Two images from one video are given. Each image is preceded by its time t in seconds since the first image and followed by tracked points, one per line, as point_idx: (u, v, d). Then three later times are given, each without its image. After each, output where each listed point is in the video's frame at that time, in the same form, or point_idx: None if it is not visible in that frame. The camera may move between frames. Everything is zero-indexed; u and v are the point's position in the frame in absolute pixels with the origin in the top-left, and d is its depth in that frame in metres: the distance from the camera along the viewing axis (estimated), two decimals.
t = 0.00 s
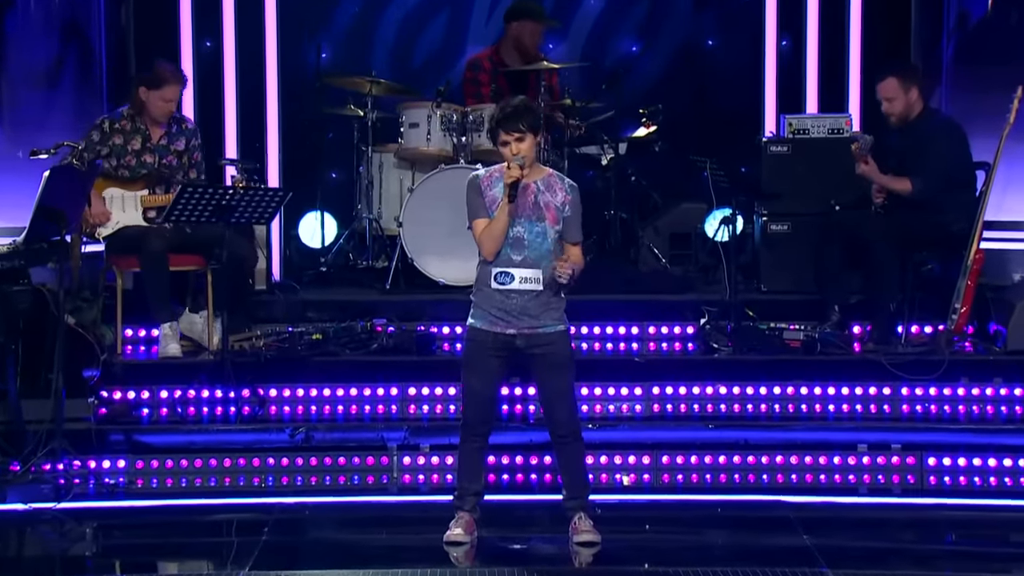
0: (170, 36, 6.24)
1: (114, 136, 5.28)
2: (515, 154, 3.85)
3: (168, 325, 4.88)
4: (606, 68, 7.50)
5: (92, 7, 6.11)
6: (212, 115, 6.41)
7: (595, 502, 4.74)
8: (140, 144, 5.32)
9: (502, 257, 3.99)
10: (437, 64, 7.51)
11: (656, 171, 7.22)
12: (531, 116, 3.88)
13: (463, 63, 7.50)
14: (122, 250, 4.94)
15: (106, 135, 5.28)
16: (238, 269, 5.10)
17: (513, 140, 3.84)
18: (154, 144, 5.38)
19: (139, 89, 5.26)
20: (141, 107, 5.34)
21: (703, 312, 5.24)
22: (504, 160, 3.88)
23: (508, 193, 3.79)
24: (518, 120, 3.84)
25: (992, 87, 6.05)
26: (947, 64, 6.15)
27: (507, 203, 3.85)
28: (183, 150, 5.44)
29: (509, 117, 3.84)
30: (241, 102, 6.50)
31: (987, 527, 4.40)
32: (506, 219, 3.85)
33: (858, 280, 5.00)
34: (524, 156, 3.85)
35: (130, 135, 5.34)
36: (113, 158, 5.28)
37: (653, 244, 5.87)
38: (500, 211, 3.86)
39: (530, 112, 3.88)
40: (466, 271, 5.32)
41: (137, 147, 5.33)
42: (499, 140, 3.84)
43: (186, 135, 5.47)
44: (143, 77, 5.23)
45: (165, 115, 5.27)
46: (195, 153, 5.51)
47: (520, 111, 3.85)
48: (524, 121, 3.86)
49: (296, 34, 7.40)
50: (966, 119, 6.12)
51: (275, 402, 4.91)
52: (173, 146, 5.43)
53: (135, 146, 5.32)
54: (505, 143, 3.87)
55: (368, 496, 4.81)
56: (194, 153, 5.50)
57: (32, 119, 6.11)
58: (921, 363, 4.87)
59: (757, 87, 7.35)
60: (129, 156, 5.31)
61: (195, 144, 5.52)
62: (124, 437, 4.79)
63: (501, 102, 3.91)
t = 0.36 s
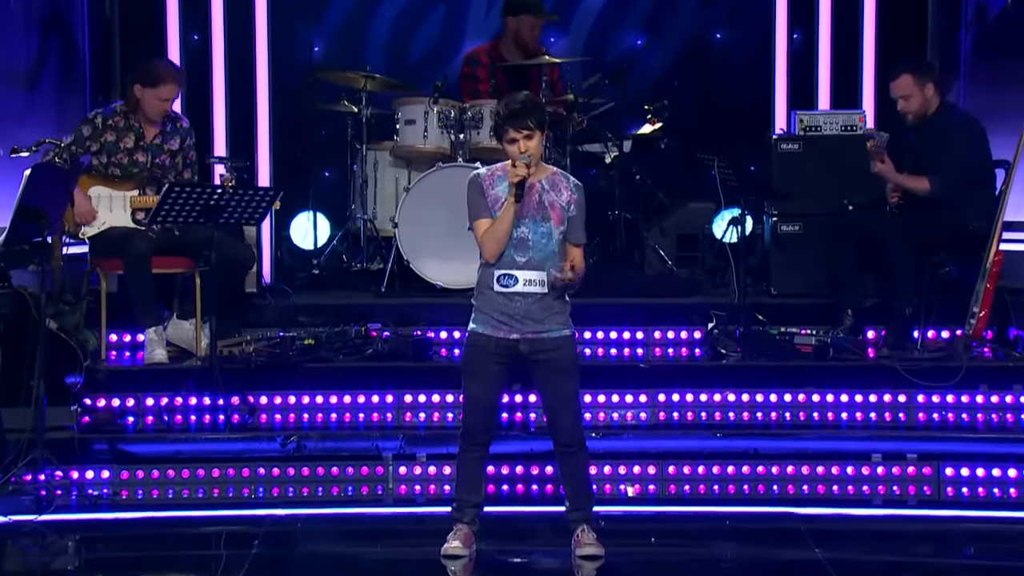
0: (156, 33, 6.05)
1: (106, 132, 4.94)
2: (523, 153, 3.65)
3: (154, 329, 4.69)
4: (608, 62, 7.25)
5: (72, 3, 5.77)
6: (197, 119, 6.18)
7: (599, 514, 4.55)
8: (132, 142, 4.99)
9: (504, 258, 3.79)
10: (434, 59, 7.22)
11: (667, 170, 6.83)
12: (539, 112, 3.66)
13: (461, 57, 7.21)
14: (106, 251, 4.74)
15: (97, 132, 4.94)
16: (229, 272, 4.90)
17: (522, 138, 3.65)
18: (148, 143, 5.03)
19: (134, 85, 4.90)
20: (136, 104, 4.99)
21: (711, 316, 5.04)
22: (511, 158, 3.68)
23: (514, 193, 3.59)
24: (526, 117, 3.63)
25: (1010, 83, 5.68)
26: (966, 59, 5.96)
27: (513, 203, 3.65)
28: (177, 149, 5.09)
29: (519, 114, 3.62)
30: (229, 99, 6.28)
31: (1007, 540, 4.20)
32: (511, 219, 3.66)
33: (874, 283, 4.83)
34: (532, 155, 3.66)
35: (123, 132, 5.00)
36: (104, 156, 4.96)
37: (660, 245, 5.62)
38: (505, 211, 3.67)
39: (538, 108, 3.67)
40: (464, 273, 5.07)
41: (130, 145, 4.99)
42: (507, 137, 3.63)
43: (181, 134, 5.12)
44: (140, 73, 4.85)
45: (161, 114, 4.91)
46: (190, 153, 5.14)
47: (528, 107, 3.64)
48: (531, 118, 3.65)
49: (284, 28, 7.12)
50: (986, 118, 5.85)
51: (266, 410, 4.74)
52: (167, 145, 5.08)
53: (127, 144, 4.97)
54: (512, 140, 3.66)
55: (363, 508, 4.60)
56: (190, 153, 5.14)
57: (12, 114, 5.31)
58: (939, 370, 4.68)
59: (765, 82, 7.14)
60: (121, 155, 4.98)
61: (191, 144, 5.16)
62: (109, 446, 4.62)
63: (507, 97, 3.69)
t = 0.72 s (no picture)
0: (141, 27, 5.75)
1: (88, 130, 4.74)
2: (515, 150, 3.44)
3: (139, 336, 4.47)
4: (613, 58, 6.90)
5: None
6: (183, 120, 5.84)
7: (603, 529, 4.34)
8: (116, 141, 4.80)
9: (498, 262, 3.60)
10: (430, 56, 6.89)
11: (668, 169, 6.74)
12: (534, 110, 3.48)
13: (459, 53, 6.89)
14: (87, 255, 4.52)
15: (79, 129, 4.74)
16: (214, 278, 4.64)
17: (514, 134, 3.44)
18: (132, 141, 4.85)
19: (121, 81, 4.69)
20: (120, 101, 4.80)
21: (719, 323, 4.77)
22: (503, 156, 3.48)
23: (506, 193, 3.40)
24: (519, 113, 3.44)
25: None
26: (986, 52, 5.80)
27: (505, 205, 3.47)
28: (161, 148, 4.90)
29: (513, 110, 3.43)
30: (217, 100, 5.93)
31: None
32: (503, 222, 3.48)
33: (889, 287, 4.59)
34: (525, 153, 3.46)
35: (106, 130, 4.80)
36: (85, 154, 4.77)
37: (666, 248, 5.45)
38: (497, 213, 3.49)
39: (532, 105, 3.48)
40: (460, 278, 4.81)
41: (113, 143, 4.81)
42: (499, 134, 3.44)
43: (165, 132, 4.92)
44: (127, 69, 4.64)
45: (150, 111, 4.70)
46: (175, 152, 4.95)
47: (522, 104, 3.46)
48: (524, 114, 3.46)
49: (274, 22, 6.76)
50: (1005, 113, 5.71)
51: (256, 420, 4.51)
52: (151, 144, 4.89)
53: (110, 142, 4.79)
54: (504, 138, 3.46)
55: (357, 522, 4.41)
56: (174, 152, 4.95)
57: None
58: (959, 377, 4.48)
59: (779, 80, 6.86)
60: (103, 153, 4.79)
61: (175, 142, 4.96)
62: (91, 458, 4.48)
63: (501, 94, 3.51)
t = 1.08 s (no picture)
0: (124, 25, 5.55)
1: (71, 127, 4.55)
2: (520, 150, 3.26)
3: (122, 344, 4.28)
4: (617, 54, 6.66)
5: None
6: (169, 120, 5.63)
7: (607, 546, 4.13)
8: (101, 139, 4.61)
9: (505, 268, 3.40)
10: (426, 52, 6.64)
11: (675, 174, 6.46)
12: (539, 106, 3.28)
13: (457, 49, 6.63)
14: (67, 260, 4.33)
15: (63, 126, 4.55)
16: (200, 284, 4.39)
17: (520, 133, 3.25)
18: (117, 141, 4.65)
19: (111, 77, 4.47)
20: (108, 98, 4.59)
21: (729, 331, 4.56)
22: (508, 156, 3.29)
23: (511, 196, 3.20)
24: (523, 111, 3.24)
25: None
26: (1007, 47, 5.64)
27: (511, 207, 3.25)
28: (148, 150, 4.70)
29: (517, 109, 3.24)
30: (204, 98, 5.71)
31: None
32: (510, 225, 3.26)
33: (908, 294, 4.40)
34: (530, 153, 3.27)
35: (91, 128, 4.61)
36: (68, 152, 4.59)
37: (673, 253, 5.17)
38: (502, 216, 3.27)
39: (536, 103, 3.28)
40: (459, 284, 4.58)
41: (98, 142, 4.62)
42: (503, 134, 3.24)
43: (153, 133, 4.72)
44: (118, 65, 4.42)
45: (141, 110, 4.49)
46: (162, 155, 4.75)
47: (526, 103, 3.24)
48: (529, 112, 3.26)
49: (265, 18, 6.50)
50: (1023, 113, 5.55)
51: (244, 432, 4.32)
52: (138, 144, 4.69)
53: (94, 141, 4.60)
54: (509, 137, 3.27)
55: (351, 539, 4.21)
56: (162, 154, 4.74)
57: None
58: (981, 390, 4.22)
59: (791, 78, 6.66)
60: (87, 152, 4.60)
61: (163, 144, 4.76)
62: (71, 473, 4.29)
63: (505, 91, 3.30)
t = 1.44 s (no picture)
0: (108, 24, 5.40)
1: (60, 126, 4.31)
2: (515, 151, 3.05)
3: (105, 355, 4.09)
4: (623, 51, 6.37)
5: None
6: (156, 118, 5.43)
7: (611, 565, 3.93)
8: (90, 139, 4.36)
9: (498, 274, 3.20)
10: (421, 49, 6.36)
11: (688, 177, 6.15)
12: (537, 106, 3.10)
13: (453, 46, 6.35)
14: (48, 266, 4.12)
15: (51, 125, 4.31)
16: (186, 291, 4.19)
17: (514, 134, 3.06)
18: (107, 142, 4.40)
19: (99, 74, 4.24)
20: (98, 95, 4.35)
21: (739, 341, 4.32)
22: (502, 158, 3.09)
23: (505, 200, 3.01)
24: (519, 111, 3.06)
25: None
26: None
27: (505, 211, 3.07)
28: (139, 153, 4.44)
29: (513, 108, 3.06)
30: (189, 96, 5.44)
31: None
32: (503, 230, 3.08)
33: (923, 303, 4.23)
34: (526, 154, 3.07)
35: (80, 128, 4.36)
36: (55, 152, 4.34)
37: (680, 259, 4.93)
38: (496, 221, 3.09)
39: (534, 102, 3.09)
40: (455, 291, 4.40)
41: (87, 142, 4.37)
42: (498, 134, 3.05)
43: (145, 136, 4.47)
44: (106, 60, 4.19)
45: (128, 109, 4.25)
46: (153, 159, 4.48)
47: (523, 102, 3.06)
48: (525, 112, 3.08)
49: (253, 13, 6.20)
50: None
51: (231, 447, 4.16)
52: (128, 147, 4.43)
53: (84, 140, 4.35)
54: (504, 138, 3.07)
55: (343, 558, 4.00)
56: (153, 158, 4.48)
57: None
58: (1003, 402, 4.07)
59: (801, 73, 6.38)
60: (75, 152, 4.36)
61: (154, 147, 4.50)
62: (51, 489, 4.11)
63: (500, 90, 3.12)
